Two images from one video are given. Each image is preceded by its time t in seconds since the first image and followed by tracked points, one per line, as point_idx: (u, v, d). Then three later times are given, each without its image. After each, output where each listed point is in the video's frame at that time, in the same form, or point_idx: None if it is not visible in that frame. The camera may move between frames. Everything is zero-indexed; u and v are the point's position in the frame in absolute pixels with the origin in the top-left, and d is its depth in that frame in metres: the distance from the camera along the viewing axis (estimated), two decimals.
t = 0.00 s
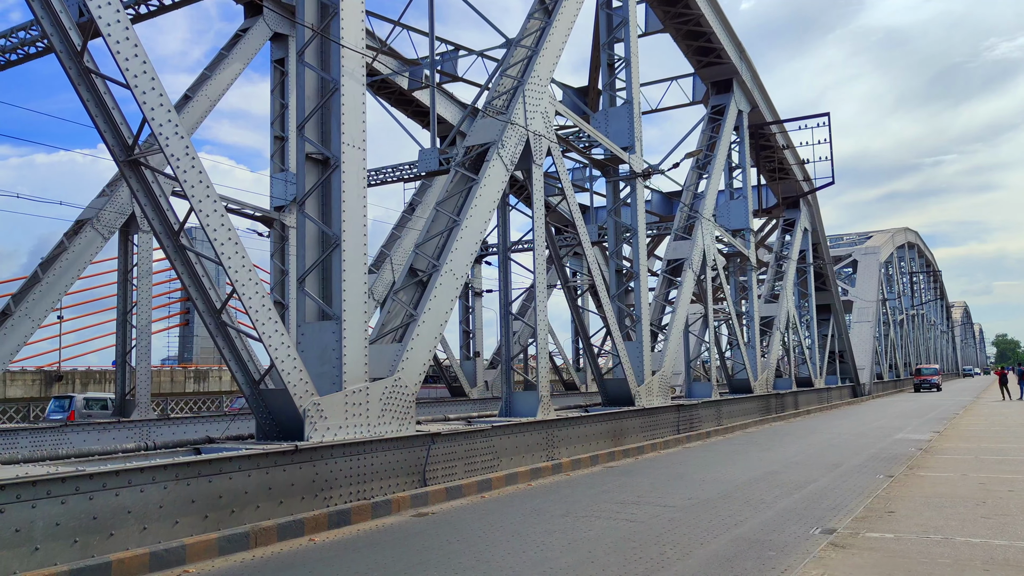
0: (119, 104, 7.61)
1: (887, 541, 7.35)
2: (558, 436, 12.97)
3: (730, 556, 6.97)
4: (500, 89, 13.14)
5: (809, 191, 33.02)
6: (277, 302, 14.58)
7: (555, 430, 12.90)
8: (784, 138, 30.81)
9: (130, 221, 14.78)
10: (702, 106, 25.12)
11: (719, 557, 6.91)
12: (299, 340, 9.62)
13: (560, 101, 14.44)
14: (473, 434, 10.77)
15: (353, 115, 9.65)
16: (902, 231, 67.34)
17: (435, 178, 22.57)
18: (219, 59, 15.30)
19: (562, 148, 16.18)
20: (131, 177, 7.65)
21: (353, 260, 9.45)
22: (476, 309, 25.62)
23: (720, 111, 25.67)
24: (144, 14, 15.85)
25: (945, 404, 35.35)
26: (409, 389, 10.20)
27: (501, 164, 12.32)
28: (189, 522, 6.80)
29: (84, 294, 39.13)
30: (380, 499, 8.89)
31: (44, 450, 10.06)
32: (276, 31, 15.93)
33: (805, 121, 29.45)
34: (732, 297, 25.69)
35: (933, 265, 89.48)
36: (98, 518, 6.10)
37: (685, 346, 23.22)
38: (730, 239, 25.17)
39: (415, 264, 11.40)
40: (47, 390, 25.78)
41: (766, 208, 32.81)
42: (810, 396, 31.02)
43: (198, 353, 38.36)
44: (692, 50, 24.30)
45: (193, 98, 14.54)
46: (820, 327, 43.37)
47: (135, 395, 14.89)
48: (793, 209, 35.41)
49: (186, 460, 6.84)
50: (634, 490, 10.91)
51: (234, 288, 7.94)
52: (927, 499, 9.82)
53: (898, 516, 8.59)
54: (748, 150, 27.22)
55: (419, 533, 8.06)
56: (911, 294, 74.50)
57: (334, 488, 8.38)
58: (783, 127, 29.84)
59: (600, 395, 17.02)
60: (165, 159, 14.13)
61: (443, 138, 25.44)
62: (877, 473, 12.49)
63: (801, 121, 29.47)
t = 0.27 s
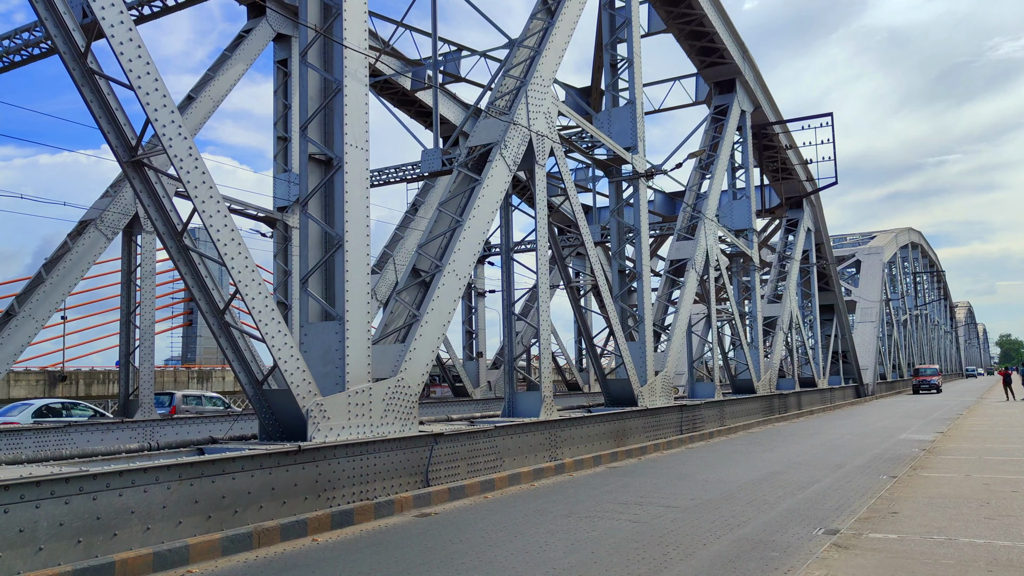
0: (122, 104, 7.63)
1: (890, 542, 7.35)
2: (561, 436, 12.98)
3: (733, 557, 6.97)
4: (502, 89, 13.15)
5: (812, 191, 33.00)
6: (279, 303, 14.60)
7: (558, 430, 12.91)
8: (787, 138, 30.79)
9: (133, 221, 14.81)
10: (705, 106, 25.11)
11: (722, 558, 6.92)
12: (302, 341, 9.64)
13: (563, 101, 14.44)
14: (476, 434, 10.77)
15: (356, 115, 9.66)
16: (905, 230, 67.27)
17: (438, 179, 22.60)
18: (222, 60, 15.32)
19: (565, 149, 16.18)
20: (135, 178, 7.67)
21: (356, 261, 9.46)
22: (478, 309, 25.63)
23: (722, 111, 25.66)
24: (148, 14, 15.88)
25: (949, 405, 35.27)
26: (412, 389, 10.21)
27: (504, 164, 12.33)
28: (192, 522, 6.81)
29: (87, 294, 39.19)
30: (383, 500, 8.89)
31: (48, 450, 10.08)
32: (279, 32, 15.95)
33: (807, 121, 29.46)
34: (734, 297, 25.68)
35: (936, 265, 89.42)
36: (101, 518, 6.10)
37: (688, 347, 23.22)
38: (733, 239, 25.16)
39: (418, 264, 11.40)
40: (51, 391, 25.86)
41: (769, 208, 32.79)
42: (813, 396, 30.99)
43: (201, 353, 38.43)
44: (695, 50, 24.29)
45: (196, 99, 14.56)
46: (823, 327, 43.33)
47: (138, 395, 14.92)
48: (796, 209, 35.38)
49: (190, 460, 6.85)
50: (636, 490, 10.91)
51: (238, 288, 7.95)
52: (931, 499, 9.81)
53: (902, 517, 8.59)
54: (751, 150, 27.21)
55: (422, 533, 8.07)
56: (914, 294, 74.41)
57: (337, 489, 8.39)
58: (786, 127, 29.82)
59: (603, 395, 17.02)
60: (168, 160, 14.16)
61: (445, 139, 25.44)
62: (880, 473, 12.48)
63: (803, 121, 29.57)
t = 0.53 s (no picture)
0: (122, 106, 7.63)
1: (890, 543, 7.37)
2: (561, 437, 12.98)
3: (733, 558, 6.98)
4: (502, 91, 13.15)
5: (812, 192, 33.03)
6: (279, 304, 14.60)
7: (558, 432, 12.91)
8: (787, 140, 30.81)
9: (133, 223, 14.81)
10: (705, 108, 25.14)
11: (722, 559, 6.93)
12: (302, 343, 9.63)
13: (563, 103, 14.45)
14: (476, 436, 10.77)
15: (356, 117, 9.66)
16: (904, 232, 67.30)
17: (438, 180, 22.61)
18: (222, 61, 15.33)
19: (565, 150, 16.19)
20: (135, 180, 7.67)
21: (356, 262, 9.46)
22: (478, 311, 25.62)
23: (722, 113, 25.69)
24: (148, 16, 15.89)
25: (949, 407, 35.24)
26: (411, 391, 10.20)
27: (504, 166, 12.33)
28: (192, 524, 6.81)
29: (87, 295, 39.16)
30: (383, 501, 8.90)
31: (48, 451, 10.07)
32: (279, 33, 15.96)
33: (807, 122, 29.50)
34: (734, 299, 25.68)
35: (936, 267, 89.50)
36: (101, 520, 6.10)
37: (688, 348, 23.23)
38: (733, 241, 25.18)
39: (418, 266, 11.40)
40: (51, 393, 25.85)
41: (768, 210, 32.81)
42: (813, 397, 31.00)
43: (200, 355, 38.42)
44: (695, 52, 24.31)
45: (196, 100, 14.57)
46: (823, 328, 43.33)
47: (138, 397, 14.91)
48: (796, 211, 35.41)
49: (190, 461, 6.85)
50: (636, 492, 10.92)
51: (238, 290, 7.95)
52: (930, 501, 9.83)
53: (902, 518, 8.60)
54: (751, 152, 27.23)
55: (422, 534, 8.07)
56: (914, 296, 74.42)
57: (337, 490, 8.40)
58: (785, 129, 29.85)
59: (602, 397, 17.02)
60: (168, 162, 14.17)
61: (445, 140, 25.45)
62: (880, 475, 12.49)
63: (803, 123, 29.52)
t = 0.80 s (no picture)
0: (124, 106, 7.63)
1: (892, 543, 7.36)
2: (563, 437, 12.97)
3: (734, 558, 6.97)
4: (504, 91, 13.14)
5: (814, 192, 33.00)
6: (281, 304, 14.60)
7: (559, 431, 12.90)
8: (789, 139, 30.78)
9: (135, 222, 14.82)
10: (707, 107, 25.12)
11: (723, 559, 6.92)
12: (303, 342, 9.63)
13: (565, 103, 14.45)
14: (478, 436, 10.78)
15: (357, 117, 9.66)
16: (907, 232, 67.24)
17: (440, 180, 22.62)
18: (224, 61, 15.33)
19: (567, 150, 16.18)
20: (137, 179, 7.66)
21: (357, 262, 9.46)
22: (480, 310, 25.61)
23: (724, 113, 25.68)
24: (150, 16, 15.89)
25: (952, 407, 35.18)
26: (413, 391, 10.20)
27: (506, 166, 12.33)
28: (194, 524, 6.81)
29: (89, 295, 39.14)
30: (385, 501, 8.89)
31: (49, 451, 10.08)
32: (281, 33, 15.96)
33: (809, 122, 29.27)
34: (736, 298, 25.66)
35: (939, 267, 89.48)
36: (104, 519, 6.11)
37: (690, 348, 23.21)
38: (735, 240, 25.16)
39: (420, 265, 11.40)
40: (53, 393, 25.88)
41: (770, 210, 32.79)
42: (815, 397, 30.97)
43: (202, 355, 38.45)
44: (697, 51, 24.29)
45: (198, 100, 14.56)
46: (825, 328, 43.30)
47: (140, 397, 14.92)
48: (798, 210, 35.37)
49: (192, 461, 6.86)
50: (637, 492, 10.91)
51: (240, 290, 7.95)
52: (933, 500, 9.82)
53: (904, 518, 8.59)
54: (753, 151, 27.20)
55: (424, 534, 8.07)
56: (917, 295, 74.35)
57: (339, 490, 8.40)
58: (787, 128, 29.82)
59: (604, 396, 17.01)
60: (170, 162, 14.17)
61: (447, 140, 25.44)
62: (883, 475, 12.48)
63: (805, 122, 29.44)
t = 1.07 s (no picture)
0: (128, 105, 7.64)
1: (897, 542, 7.34)
2: (567, 436, 12.97)
3: (738, 557, 6.96)
4: (508, 89, 13.13)
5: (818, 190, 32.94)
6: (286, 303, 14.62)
7: (563, 430, 12.90)
8: (793, 138, 30.73)
9: (140, 221, 14.86)
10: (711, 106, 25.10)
11: (727, 558, 6.90)
12: (307, 341, 9.65)
13: (568, 101, 14.44)
14: (482, 434, 10.78)
15: (361, 116, 9.67)
16: (912, 231, 67.09)
17: (444, 179, 22.64)
18: (228, 60, 15.36)
19: (571, 148, 16.17)
20: (141, 178, 7.68)
21: (361, 261, 9.47)
22: (484, 309, 25.62)
23: (728, 111, 25.65)
24: (155, 16, 15.93)
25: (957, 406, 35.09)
26: (418, 390, 10.22)
27: (509, 164, 12.33)
28: (199, 522, 6.83)
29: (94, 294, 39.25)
30: (389, 500, 8.90)
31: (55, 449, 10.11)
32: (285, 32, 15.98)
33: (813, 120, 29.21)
34: (740, 297, 25.62)
35: (943, 266, 89.30)
36: (109, 518, 6.13)
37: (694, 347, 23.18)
38: (739, 238, 25.12)
39: (424, 264, 11.41)
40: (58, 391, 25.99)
41: (775, 208, 32.75)
42: (819, 396, 30.92)
43: (207, 354, 38.57)
44: (701, 50, 24.26)
45: (202, 100, 14.59)
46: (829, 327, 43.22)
47: (145, 396, 14.95)
48: (802, 209, 35.30)
49: (197, 459, 6.87)
50: (641, 490, 10.91)
51: (244, 288, 7.96)
52: (938, 499, 9.79)
53: (908, 517, 8.57)
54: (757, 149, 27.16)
55: (428, 532, 8.08)
56: (921, 294, 74.21)
57: (343, 488, 8.41)
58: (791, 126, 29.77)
59: (608, 395, 17.00)
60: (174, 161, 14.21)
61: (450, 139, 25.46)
62: (887, 474, 12.45)
63: (809, 120, 29.39)
